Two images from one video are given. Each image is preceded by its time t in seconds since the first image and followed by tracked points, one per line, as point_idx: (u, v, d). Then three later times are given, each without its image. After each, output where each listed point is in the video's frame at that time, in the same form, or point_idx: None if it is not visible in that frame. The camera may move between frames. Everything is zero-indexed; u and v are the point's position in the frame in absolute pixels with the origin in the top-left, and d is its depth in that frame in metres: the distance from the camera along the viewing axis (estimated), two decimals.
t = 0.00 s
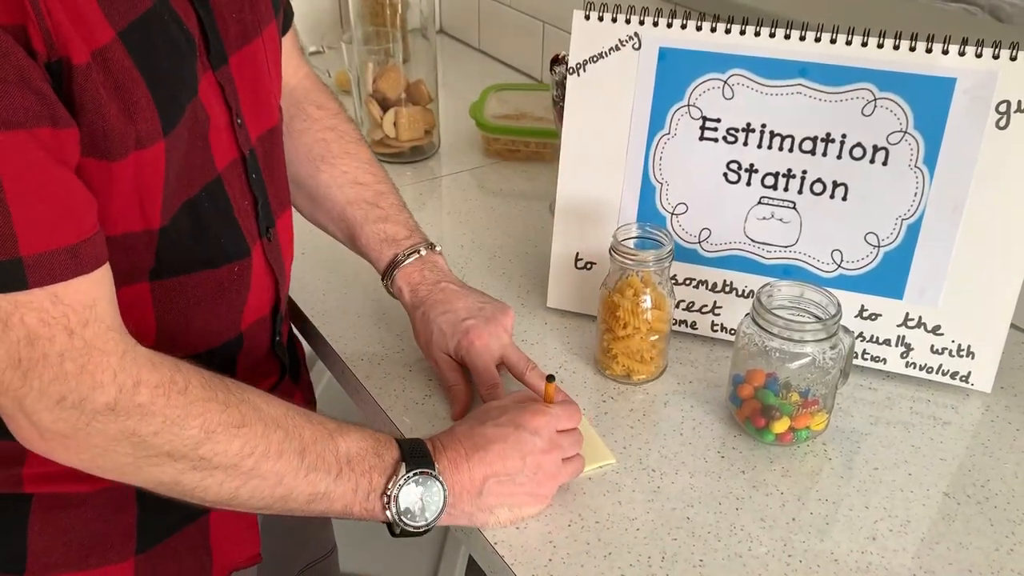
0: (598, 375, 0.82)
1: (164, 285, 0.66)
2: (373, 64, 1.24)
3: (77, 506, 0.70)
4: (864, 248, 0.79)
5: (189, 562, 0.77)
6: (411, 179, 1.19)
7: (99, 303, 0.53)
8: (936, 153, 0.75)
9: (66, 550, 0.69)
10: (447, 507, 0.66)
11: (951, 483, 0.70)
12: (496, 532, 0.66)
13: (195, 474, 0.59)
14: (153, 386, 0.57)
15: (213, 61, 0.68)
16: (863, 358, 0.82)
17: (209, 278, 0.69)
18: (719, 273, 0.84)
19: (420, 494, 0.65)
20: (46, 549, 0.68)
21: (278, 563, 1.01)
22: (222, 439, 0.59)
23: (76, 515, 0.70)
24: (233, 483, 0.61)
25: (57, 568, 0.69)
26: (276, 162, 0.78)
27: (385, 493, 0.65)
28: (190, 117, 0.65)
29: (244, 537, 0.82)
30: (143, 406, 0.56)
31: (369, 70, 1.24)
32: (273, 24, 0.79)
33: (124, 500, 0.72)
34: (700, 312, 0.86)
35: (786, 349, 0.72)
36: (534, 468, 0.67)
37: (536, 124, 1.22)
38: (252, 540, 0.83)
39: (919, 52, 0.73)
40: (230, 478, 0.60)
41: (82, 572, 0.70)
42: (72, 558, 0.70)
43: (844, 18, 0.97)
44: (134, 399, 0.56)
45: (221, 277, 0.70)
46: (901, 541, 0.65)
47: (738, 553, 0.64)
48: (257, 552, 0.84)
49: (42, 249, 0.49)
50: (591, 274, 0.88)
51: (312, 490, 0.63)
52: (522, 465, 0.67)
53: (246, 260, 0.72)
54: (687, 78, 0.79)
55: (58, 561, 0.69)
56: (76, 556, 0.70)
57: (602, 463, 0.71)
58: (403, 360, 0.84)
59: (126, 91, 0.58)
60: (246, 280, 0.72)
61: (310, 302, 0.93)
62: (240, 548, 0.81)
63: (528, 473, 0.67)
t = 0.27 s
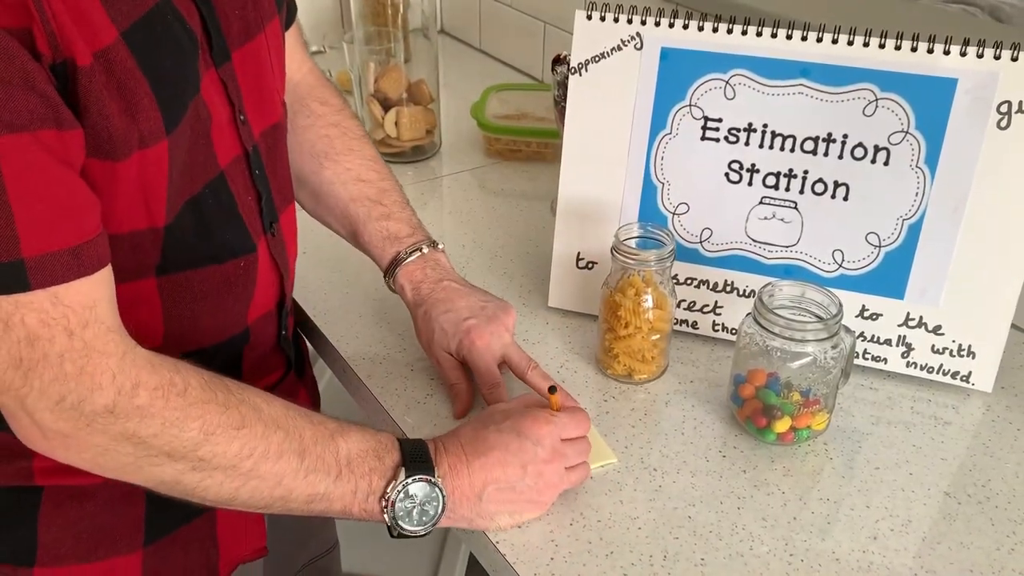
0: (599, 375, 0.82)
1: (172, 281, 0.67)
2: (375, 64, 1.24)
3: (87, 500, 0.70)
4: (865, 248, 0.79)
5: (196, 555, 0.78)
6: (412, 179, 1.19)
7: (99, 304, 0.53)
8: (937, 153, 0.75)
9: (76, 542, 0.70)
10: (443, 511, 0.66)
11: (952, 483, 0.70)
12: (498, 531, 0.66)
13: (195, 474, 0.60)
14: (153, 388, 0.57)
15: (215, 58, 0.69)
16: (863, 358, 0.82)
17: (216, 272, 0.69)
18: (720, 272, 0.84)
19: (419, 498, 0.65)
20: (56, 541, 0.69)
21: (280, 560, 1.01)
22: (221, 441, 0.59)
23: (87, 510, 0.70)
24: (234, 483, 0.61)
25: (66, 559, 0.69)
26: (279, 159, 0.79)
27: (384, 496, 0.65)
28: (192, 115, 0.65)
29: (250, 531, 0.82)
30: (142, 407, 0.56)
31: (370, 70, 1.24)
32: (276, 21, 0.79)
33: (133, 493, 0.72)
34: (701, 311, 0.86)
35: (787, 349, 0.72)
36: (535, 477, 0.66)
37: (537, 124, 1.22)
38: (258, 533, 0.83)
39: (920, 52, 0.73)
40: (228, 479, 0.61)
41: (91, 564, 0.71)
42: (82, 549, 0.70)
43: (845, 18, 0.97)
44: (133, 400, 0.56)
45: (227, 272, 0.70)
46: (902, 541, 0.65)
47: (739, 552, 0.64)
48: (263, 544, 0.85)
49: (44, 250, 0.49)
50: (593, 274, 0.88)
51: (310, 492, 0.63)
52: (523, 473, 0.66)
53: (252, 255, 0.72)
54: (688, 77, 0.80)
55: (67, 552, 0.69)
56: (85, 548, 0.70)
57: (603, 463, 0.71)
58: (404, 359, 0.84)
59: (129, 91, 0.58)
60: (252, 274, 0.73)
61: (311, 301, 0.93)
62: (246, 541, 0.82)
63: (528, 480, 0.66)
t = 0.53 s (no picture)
0: (598, 374, 0.82)
1: (172, 278, 0.67)
2: (375, 63, 1.24)
3: (87, 494, 0.70)
4: (865, 248, 0.80)
5: (197, 550, 0.78)
6: (412, 179, 1.19)
7: (99, 300, 0.53)
8: (936, 153, 0.75)
9: (77, 536, 0.70)
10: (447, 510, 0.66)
11: (951, 482, 0.70)
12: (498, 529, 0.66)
13: (196, 471, 0.60)
14: (153, 384, 0.57)
15: (215, 56, 0.69)
16: (862, 357, 0.83)
17: (217, 269, 0.69)
18: (720, 272, 0.85)
19: (421, 498, 0.65)
20: (58, 535, 0.69)
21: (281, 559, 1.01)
22: (221, 438, 0.60)
23: (87, 504, 0.70)
24: (234, 480, 0.61)
25: (68, 554, 0.70)
26: (280, 158, 0.79)
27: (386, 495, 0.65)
28: (193, 113, 0.65)
29: (251, 528, 0.82)
30: (142, 404, 0.56)
31: (370, 70, 1.24)
32: (276, 19, 0.79)
33: (133, 488, 0.72)
34: (701, 311, 0.86)
35: (786, 348, 0.73)
36: (538, 477, 0.66)
37: (537, 124, 1.22)
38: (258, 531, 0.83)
39: (919, 53, 0.73)
40: (228, 476, 0.61)
41: (92, 559, 0.71)
42: (83, 544, 0.70)
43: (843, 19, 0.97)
44: (132, 397, 0.56)
45: (229, 269, 0.70)
46: (901, 540, 0.65)
47: (738, 550, 0.64)
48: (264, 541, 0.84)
49: (45, 245, 0.49)
50: (594, 273, 0.88)
51: (312, 488, 0.63)
52: (526, 473, 0.67)
53: (252, 253, 0.72)
54: (688, 77, 0.80)
55: (69, 545, 0.70)
56: (86, 543, 0.71)
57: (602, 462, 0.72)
58: (404, 358, 0.84)
59: (130, 87, 0.58)
60: (253, 271, 0.73)
61: (312, 301, 0.93)
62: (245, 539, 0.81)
63: (531, 480, 0.66)
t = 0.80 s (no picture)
0: (599, 374, 0.83)
1: (175, 276, 0.67)
2: (376, 64, 1.25)
3: (89, 492, 0.70)
4: (865, 249, 0.80)
5: (199, 546, 0.78)
6: (413, 179, 1.19)
7: (107, 299, 0.54)
8: (936, 155, 0.75)
9: (80, 534, 0.71)
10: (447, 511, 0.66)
11: (951, 483, 0.71)
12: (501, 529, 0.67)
13: (200, 468, 0.60)
14: (157, 382, 0.57)
15: (219, 58, 0.69)
16: (863, 358, 0.83)
17: (220, 269, 0.70)
18: (721, 273, 0.85)
19: (421, 498, 0.65)
20: (62, 533, 0.70)
21: (282, 557, 1.01)
22: (224, 436, 0.60)
23: (88, 502, 0.71)
24: (238, 477, 0.61)
25: (72, 551, 0.70)
26: (283, 158, 0.79)
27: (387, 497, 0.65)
28: (197, 115, 0.65)
29: (252, 525, 0.81)
30: (147, 402, 0.57)
31: (371, 70, 1.25)
32: (278, 21, 0.79)
33: (136, 485, 0.72)
34: (702, 312, 0.86)
35: (787, 349, 0.73)
36: (540, 483, 0.66)
37: (538, 125, 1.22)
38: (258, 529, 0.82)
39: (920, 55, 0.74)
40: (232, 473, 0.61)
41: (95, 557, 0.71)
42: (86, 541, 0.71)
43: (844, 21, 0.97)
44: (138, 395, 0.56)
45: (232, 268, 0.70)
46: (901, 540, 0.66)
47: (739, 550, 0.65)
48: (266, 540, 0.84)
49: (55, 245, 0.50)
50: (595, 274, 0.89)
51: (314, 488, 0.64)
52: (528, 478, 0.66)
53: (255, 252, 0.72)
54: (689, 79, 0.80)
55: (73, 543, 0.70)
56: (90, 541, 0.71)
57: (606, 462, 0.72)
58: (406, 359, 0.85)
59: (138, 89, 0.58)
60: (256, 270, 0.73)
61: (313, 301, 0.93)
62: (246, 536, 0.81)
63: (532, 485, 0.66)
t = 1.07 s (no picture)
0: (602, 375, 0.83)
1: (182, 279, 0.67)
2: (379, 66, 1.25)
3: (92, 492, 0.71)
4: (867, 251, 0.80)
5: (201, 546, 0.78)
6: (415, 181, 1.20)
7: (116, 297, 0.54)
8: (938, 158, 0.76)
9: (84, 533, 0.71)
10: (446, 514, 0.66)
11: (953, 484, 0.71)
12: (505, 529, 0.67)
13: (207, 465, 0.60)
14: (166, 378, 0.58)
15: (222, 61, 0.69)
16: (864, 359, 0.83)
17: (225, 270, 0.70)
18: (723, 274, 0.85)
19: (428, 495, 0.65)
20: (65, 532, 0.70)
21: (283, 556, 1.02)
22: (231, 433, 0.60)
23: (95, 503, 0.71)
24: (245, 474, 0.62)
25: (76, 550, 0.71)
26: (287, 160, 0.79)
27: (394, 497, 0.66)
28: (203, 117, 0.65)
29: (255, 523, 0.82)
30: (155, 398, 0.57)
31: (374, 72, 1.25)
32: (282, 23, 0.80)
33: (140, 484, 0.72)
34: (704, 313, 0.87)
35: (790, 350, 0.73)
36: (545, 482, 0.66)
37: (540, 127, 1.23)
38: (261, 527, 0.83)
39: (922, 58, 0.74)
40: (239, 471, 0.61)
41: (99, 555, 0.72)
42: (90, 540, 0.71)
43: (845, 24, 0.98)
44: (146, 392, 0.57)
45: (237, 270, 0.71)
46: (903, 540, 0.66)
47: (742, 550, 0.65)
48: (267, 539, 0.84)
49: (65, 243, 0.50)
50: (598, 275, 0.89)
51: (321, 486, 0.64)
52: (533, 476, 0.66)
53: (261, 254, 0.73)
54: (692, 81, 0.80)
55: (77, 542, 0.71)
56: (94, 540, 0.71)
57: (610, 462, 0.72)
58: (410, 359, 0.85)
59: (146, 90, 0.59)
60: (261, 271, 0.73)
61: (317, 302, 0.94)
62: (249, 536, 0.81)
63: (538, 484, 0.66)
